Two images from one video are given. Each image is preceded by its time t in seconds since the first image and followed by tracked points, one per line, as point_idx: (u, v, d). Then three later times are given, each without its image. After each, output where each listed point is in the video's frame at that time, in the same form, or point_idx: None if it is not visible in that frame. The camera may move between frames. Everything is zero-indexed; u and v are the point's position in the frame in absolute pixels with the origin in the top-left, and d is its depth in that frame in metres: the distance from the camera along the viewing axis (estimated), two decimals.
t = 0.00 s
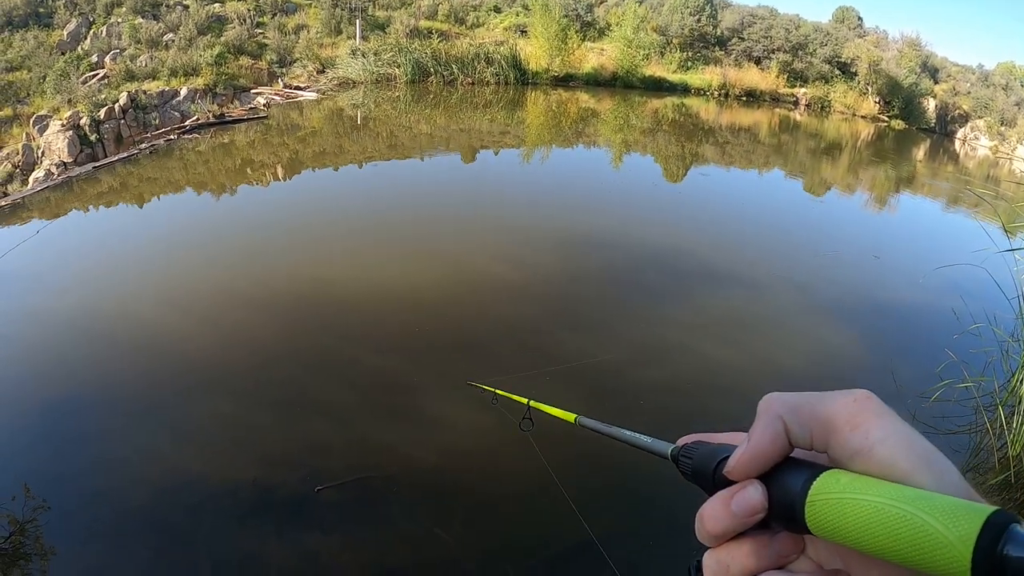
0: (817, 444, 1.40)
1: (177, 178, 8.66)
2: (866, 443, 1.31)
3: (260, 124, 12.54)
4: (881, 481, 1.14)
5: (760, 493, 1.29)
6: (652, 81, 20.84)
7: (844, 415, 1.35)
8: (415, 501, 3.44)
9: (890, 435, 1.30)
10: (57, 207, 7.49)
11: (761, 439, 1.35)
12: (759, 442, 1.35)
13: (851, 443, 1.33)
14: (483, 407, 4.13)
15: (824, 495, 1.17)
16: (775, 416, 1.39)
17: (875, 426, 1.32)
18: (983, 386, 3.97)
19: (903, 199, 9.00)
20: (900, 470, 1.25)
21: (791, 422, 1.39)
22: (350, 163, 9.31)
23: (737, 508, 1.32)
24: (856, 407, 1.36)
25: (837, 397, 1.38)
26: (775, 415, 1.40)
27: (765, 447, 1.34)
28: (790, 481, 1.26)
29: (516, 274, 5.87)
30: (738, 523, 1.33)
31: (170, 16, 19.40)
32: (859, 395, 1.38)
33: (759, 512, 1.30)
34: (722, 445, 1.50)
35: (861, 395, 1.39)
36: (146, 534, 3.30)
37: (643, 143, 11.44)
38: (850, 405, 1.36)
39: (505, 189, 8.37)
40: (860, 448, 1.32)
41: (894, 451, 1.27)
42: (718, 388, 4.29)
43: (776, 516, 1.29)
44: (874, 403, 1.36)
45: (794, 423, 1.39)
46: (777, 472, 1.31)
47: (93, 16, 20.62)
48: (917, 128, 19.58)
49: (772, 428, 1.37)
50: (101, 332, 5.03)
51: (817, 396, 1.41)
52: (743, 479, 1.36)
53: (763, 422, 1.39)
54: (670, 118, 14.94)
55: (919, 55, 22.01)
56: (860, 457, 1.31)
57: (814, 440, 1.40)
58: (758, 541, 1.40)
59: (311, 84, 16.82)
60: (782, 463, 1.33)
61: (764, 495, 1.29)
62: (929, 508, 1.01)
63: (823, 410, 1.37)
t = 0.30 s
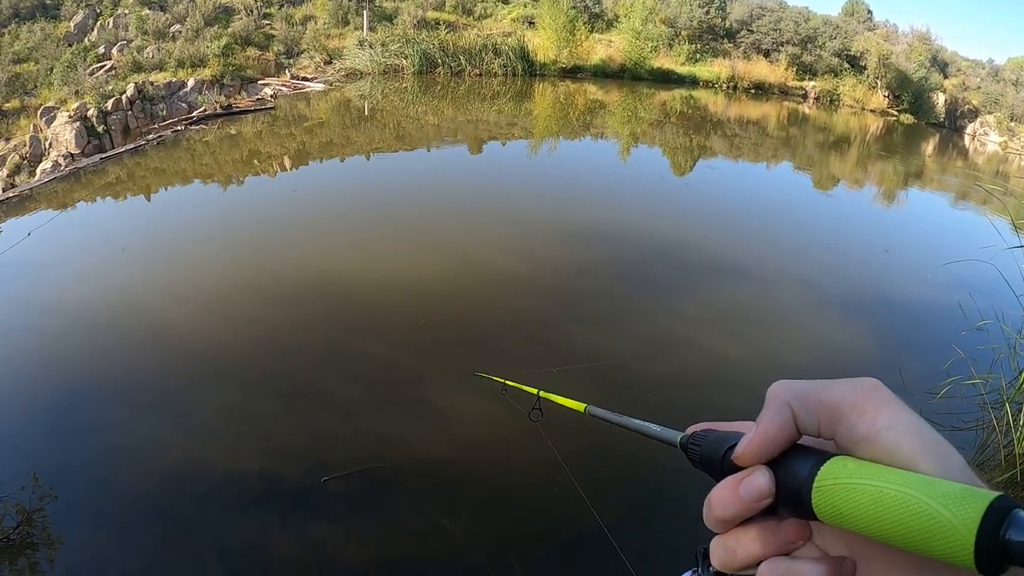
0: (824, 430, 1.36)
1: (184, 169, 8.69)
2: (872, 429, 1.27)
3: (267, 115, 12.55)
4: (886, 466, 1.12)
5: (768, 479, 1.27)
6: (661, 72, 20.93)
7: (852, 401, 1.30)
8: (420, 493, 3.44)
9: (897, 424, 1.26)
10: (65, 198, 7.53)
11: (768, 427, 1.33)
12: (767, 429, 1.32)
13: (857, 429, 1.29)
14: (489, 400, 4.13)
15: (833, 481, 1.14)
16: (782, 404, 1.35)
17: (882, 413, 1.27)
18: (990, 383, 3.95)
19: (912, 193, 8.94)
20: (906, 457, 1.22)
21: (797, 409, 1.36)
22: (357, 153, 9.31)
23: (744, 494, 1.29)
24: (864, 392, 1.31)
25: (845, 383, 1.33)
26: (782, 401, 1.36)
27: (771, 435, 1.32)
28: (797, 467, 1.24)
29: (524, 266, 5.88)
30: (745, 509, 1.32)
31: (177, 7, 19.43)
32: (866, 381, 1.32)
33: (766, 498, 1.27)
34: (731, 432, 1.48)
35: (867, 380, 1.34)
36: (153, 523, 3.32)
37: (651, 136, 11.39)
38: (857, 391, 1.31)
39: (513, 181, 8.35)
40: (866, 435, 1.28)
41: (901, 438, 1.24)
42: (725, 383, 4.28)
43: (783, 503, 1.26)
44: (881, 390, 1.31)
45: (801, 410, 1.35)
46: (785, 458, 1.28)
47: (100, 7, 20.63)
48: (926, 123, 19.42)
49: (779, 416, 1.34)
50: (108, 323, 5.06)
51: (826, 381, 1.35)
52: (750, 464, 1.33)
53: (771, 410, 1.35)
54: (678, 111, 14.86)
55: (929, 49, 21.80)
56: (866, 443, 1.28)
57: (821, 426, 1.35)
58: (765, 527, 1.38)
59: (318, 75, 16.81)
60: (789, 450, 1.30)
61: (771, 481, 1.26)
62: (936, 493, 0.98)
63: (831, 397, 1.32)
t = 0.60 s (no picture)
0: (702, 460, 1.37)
1: (205, 159, 8.75)
2: (732, 464, 1.27)
3: (287, 106, 12.59)
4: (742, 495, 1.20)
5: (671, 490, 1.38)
6: (683, 66, 20.67)
7: (719, 436, 1.32)
8: (438, 485, 3.43)
9: (750, 463, 1.25)
10: (86, 187, 7.64)
11: (669, 450, 1.45)
12: (671, 452, 1.44)
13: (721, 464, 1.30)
14: (509, 394, 4.12)
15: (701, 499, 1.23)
16: (676, 435, 1.45)
17: (739, 450, 1.28)
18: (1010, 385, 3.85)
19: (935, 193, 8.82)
20: (748, 493, 1.21)
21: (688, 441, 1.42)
22: (377, 145, 9.35)
23: (654, 501, 1.42)
24: (737, 430, 1.32)
25: (720, 420, 1.35)
26: (677, 434, 1.45)
27: (672, 459, 1.44)
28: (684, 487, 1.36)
29: (543, 259, 5.87)
30: (653, 514, 1.42)
31: None
32: (739, 420, 1.34)
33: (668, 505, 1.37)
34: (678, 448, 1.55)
35: (742, 420, 1.35)
36: (171, 510, 3.34)
37: (672, 130, 11.30)
38: (726, 428, 1.33)
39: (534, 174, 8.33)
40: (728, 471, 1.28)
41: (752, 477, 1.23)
42: (743, 382, 4.25)
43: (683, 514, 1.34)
44: (747, 429, 1.32)
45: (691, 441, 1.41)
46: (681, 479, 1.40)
47: None
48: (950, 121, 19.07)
49: (675, 446, 1.44)
50: (128, 311, 5.11)
51: (708, 417, 1.39)
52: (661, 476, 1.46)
53: (671, 439, 1.46)
54: (700, 105, 14.74)
55: (954, 46, 21.43)
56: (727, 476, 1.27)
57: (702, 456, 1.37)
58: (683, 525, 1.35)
59: (339, 66, 16.87)
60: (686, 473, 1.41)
61: (670, 494, 1.37)
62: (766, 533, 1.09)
63: (705, 430, 1.36)
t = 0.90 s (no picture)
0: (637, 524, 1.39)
1: (252, 153, 8.93)
2: (676, 529, 1.26)
3: (333, 103, 12.77)
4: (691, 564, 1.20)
5: (596, 562, 1.35)
6: (729, 73, 20.29)
7: (654, 500, 1.32)
8: (470, 483, 3.45)
9: (694, 525, 1.24)
10: (135, 176, 7.86)
11: (587, 523, 1.43)
12: (587, 521, 1.43)
13: (661, 527, 1.29)
14: (544, 395, 4.13)
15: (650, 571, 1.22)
16: (599, 499, 1.45)
17: (683, 514, 1.27)
18: None
19: (984, 209, 8.56)
20: (698, 557, 1.18)
21: (614, 507, 1.42)
22: (422, 144, 9.45)
23: None
24: (672, 493, 1.31)
25: (653, 481, 1.35)
26: (601, 497, 1.45)
27: (592, 526, 1.43)
28: (622, 554, 1.33)
29: (584, 262, 5.90)
30: None
31: None
32: (673, 478, 1.35)
33: None
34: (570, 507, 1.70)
35: (677, 478, 1.36)
36: (204, 492, 3.42)
37: (716, 137, 11.20)
38: (661, 490, 1.33)
39: (579, 177, 8.35)
40: (670, 534, 1.27)
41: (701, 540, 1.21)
42: (778, 394, 4.20)
43: None
44: (686, 488, 1.33)
45: (616, 507, 1.42)
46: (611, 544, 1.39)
47: None
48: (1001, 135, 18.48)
49: (598, 511, 1.43)
50: (170, 298, 5.25)
51: (636, 477, 1.39)
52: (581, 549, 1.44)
53: (592, 504, 1.45)
54: (745, 112, 14.58)
55: (1007, 59, 20.78)
56: (673, 540, 1.26)
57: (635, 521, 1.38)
58: None
59: (386, 65, 17.14)
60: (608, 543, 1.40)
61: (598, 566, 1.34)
62: None
63: (639, 495, 1.35)
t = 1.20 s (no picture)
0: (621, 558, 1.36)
1: (271, 153, 9.01)
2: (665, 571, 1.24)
3: (352, 104, 12.85)
4: None
5: None
6: (749, 77, 20.10)
7: (641, 539, 1.29)
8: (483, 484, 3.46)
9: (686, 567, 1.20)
10: (156, 174, 7.97)
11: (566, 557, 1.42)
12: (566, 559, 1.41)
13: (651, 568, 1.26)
14: (558, 399, 4.14)
15: None
16: (578, 536, 1.42)
17: (672, 551, 1.24)
18: None
19: (1006, 217, 8.44)
20: None
21: (592, 541, 1.40)
22: (442, 145, 9.48)
23: None
24: (656, 529, 1.29)
25: (637, 517, 1.33)
26: (580, 532, 1.43)
27: (571, 562, 1.41)
28: None
29: (601, 266, 5.89)
30: None
31: None
32: (656, 514, 1.32)
33: None
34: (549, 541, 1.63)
35: (659, 513, 1.32)
36: (217, 487, 3.45)
37: (736, 141, 11.15)
38: (648, 527, 1.30)
39: (597, 180, 8.34)
40: None
41: None
42: (793, 400, 4.18)
43: None
44: (672, 521, 1.31)
45: (596, 541, 1.39)
46: None
47: None
48: None
49: (578, 546, 1.42)
50: (187, 296, 5.31)
51: (619, 512, 1.37)
52: None
53: (570, 539, 1.43)
54: (765, 117, 14.51)
55: None
56: None
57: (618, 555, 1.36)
58: None
59: (405, 67, 17.24)
60: None
61: None
62: None
63: (621, 532, 1.32)
